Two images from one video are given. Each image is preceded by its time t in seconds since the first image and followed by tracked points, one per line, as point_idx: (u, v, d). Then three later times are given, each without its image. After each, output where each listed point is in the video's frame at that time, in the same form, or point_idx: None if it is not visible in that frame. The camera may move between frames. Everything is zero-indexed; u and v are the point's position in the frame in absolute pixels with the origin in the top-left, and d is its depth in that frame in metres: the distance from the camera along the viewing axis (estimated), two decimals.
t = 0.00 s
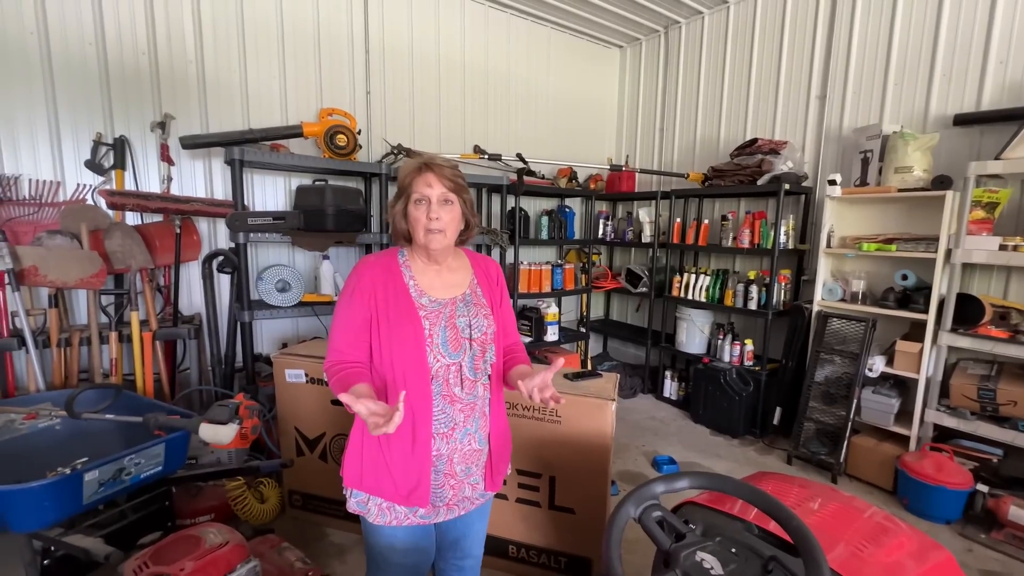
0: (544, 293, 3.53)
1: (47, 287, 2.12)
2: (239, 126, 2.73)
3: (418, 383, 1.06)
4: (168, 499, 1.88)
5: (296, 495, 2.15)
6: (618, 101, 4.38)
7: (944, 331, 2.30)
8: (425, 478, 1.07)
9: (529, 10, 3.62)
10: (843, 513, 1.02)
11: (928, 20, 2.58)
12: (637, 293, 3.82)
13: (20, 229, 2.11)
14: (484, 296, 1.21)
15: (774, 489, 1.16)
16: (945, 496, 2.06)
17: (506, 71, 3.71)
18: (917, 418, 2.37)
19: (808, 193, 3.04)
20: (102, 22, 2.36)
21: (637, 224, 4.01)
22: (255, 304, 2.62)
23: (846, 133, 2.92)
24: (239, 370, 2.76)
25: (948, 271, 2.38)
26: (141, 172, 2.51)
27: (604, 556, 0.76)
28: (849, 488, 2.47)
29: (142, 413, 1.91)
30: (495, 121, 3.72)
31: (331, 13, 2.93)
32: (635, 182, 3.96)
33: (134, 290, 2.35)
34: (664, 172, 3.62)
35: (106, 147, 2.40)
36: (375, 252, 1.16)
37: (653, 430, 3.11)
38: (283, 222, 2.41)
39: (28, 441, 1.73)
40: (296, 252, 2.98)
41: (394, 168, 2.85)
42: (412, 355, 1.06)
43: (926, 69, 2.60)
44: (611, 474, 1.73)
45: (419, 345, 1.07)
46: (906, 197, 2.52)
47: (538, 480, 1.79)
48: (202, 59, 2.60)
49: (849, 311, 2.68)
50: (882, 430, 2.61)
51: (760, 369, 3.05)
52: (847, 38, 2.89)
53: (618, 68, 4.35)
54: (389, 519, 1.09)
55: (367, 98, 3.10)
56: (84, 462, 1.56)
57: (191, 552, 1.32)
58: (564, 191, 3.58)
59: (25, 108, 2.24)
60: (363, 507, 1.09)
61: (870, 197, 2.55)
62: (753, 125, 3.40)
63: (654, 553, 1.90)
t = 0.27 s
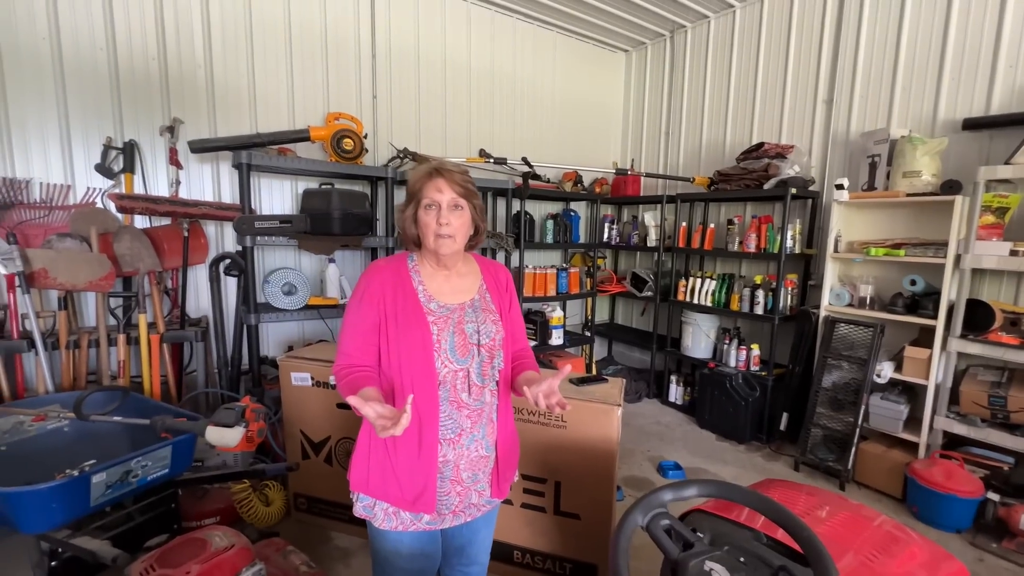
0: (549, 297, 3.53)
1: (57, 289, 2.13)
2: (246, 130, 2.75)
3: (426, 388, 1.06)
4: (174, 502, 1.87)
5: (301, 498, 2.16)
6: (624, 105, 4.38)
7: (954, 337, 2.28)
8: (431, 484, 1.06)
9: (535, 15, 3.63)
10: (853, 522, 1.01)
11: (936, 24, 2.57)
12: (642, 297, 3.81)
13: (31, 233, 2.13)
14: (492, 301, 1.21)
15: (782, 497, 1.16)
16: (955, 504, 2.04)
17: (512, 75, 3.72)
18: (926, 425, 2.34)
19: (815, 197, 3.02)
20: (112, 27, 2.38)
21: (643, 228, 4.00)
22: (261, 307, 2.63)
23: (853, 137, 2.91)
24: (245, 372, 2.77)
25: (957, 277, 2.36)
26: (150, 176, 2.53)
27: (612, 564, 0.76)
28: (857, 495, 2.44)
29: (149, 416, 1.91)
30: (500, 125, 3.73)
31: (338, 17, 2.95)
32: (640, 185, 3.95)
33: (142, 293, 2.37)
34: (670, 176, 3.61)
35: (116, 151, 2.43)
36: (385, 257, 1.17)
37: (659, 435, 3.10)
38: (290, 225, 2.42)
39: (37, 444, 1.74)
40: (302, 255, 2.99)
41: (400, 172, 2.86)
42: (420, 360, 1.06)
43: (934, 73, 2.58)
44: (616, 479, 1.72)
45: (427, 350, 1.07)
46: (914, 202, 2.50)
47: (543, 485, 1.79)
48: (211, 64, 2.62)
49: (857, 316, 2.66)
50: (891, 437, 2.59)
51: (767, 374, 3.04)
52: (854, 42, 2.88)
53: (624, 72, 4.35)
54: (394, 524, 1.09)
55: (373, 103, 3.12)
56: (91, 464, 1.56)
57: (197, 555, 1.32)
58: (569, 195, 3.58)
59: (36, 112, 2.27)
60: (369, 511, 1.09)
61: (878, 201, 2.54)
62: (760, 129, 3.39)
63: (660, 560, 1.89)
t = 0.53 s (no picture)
0: (557, 301, 3.52)
1: (70, 292, 2.16)
2: (257, 134, 2.77)
3: (437, 394, 1.06)
4: (183, 504, 1.88)
5: (309, 501, 2.16)
6: (632, 108, 4.37)
7: (969, 343, 2.25)
8: (442, 490, 1.06)
9: (543, 19, 3.64)
10: (868, 533, 1.00)
11: (950, 26, 2.54)
12: (650, 301, 3.80)
13: (46, 236, 2.16)
14: (503, 307, 1.20)
15: (794, 506, 1.14)
16: (971, 514, 2.01)
17: (520, 79, 3.73)
18: (941, 432, 2.31)
19: (825, 201, 3.00)
20: (126, 33, 2.41)
21: (651, 231, 3.99)
22: (270, 310, 2.64)
23: (865, 141, 2.89)
24: (253, 375, 2.79)
25: (972, 282, 2.33)
26: (162, 179, 2.56)
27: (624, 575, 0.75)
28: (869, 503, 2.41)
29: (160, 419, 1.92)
30: (508, 129, 3.74)
31: (348, 22, 2.97)
32: (648, 189, 3.94)
33: (153, 296, 2.39)
34: (678, 180, 3.60)
35: (129, 155, 2.45)
36: (396, 262, 1.17)
37: (667, 441, 3.07)
38: (299, 229, 2.43)
39: (49, 445, 1.76)
40: (311, 258, 3.00)
41: (409, 176, 2.87)
42: (432, 366, 1.06)
43: (948, 76, 2.56)
44: (625, 486, 1.71)
45: (439, 357, 1.07)
46: (928, 206, 2.48)
47: (551, 490, 1.78)
48: (222, 69, 2.64)
49: (869, 322, 2.63)
50: (903, 444, 2.55)
51: (777, 379, 3.01)
52: (865, 45, 2.85)
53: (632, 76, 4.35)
54: (405, 530, 1.08)
55: (382, 107, 3.13)
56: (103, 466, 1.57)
57: (207, 559, 1.33)
58: (577, 199, 3.57)
59: (51, 117, 2.30)
60: (379, 516, 1.09)
61: (891, 205, 2.51)
62: (769, 133, 3.37)
63: (669, 567, 1.87)
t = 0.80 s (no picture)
0: (562, 301, 3.52)
1: (80, 291, 2.18)
2: (264, 135, 2.79)
3: (444, 394, 1.07)
4: (190, 502, 1.89)
5: (315, 500, 2.17)
6: (638, 109, 4.36)
7: (979, 345, 2.23)
8: (448, 490, 1.06)
9: (549, 20, 3.64)
10: (876, 536, 0.99)
11: (960, 26, 2.53)
12: (655, 302, 3.78)
13: (56, 235, 2.18)
14: (510, 307, 1.20)
15: (802, 508, 1.14)
16: (981, 518, 1.99)
17: (526, 80, 3.73)
18: (950, 435, 2.29)
19: (833, 202, 2.98)
20: (136, 35, 2.43)
21: (656, 232, 3.97)
22: (277, 310, 2.66)
23: (873, 141, 2.87)
24: (260, 374, 2.80)
25: (982, 284, 2.31)
26: (171, 180, 2.58)
27: None
28: (877, 507, 2.39)
29: (167, 417, 1.93)
30: (514, 130, 3.74)
31: (355, 23, 2.98)
32: (654, 190, 3.94)
33: (161, 295, 2.40)
34: (684, 181, 3.59)
35: (138, 156, 2.47)
36: (403, 262, 1.18)
37: (672, 442, 3.06)
38: (306, 229, 2.44)
39: (60, 442, 1.78)
40: (317, 258, 3.02)
41: (415, 176, 2.88)
42: (439, 366, 1.07)
43: (958, 76, 2.54)
44: (631, 487, 1.71)
45: (446, 356, 1.07)
46: (937, 207, 2.46)
47: (557, 491, 1.78)
48: (231, 70, 2.66)
49: (877, 324, 2.61)
50: (912, 447, 2.53)
51: (784, 381, 2.99)
52: (874, 45, 2.84)
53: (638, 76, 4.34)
54: (410, 529, 1.09)
55: (388, 107, 3.14)
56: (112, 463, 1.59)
57: (214, 556, 1.33)
58: (583, 199, 3.57)
59: (62, 118, 2.32)
60: (385, 516, 1.09)
61: (900, 206, 2.49)
62: (776, 133, 3.36)
63: (674, 569, 1.87)
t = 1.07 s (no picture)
0: (569, 302, 3.51)
1: (92, 290, 2.20)
2: (274, 136, 2.80)
3: (454, 395, 1.06)
4: (201, 501, 1.91)
5: (323, 500, 2.17)
6: (645, 110, 4.35)
7: (993, 348, 2.20)
8: (457, 490, 1.06)
9: (557, 20, 3.64)
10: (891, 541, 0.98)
11: (974, 25, 2.50)
12: (663, 303, 3.76)
13: (69, 235, 2.21)
14: (519, 308, 1.20)
15: (814, 511, 1.13)
16: (997, 523, 1.96)
17: (533, 81, 3.73)
18: (964, 439, 2.26)
19: (843, 203, 2.96)
20: (148, 37, 2.46)
21: (664, 233, 3.96)
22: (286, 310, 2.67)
23: (885, 142, 2.84)
24: (268, 374, 2.81)
25: (997, 286, 2.28)
26: (181, 180, 2.60)
27: None
28: (889, 511, 2.37)
29: (177, 416, 1.94)
30: (522, 131, 3.74)
31: (363, 25, 2.99)
32: (662, 190, 3.92)
33: (172, 295, 2.42)
34: (693, 181, 3.57)
35: (149, 157, 2.49)
36: (412, 262, 1.18)
37: (680, 444, 3.04)
38: (315, 229, 2.45)
39: (72, 440, 1.81)
40: (326, 259, 3.03)
41: (423, 177, 2.88)
42: (448, 366, 1.06)
43: (972, 75, 2.51)
44: (640, 489, 1.70)
45: (455, 357, 1.07)
46: (950, 208, 2.43)
47: (565, 493, 1.77)
48: (241, 72, 2.68)
49: (889, 325, 2.58)
50: (924, 451, 2.50)
51: (794, 384, 2.97)
52: (885, 44, 2.81)
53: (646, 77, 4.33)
54: (419, 529, 1.09)
55: (396, 108, 3.15)
56: (124, 461, 1.60)
57: (224, 554, 1.34)
58: (590, 200, 3.56)
59: (76, 119, 2.34)
60: (394, 516, 1.09)
61: (912, 207, 2.47)
62: (786, 134, 3.34)
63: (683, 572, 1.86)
